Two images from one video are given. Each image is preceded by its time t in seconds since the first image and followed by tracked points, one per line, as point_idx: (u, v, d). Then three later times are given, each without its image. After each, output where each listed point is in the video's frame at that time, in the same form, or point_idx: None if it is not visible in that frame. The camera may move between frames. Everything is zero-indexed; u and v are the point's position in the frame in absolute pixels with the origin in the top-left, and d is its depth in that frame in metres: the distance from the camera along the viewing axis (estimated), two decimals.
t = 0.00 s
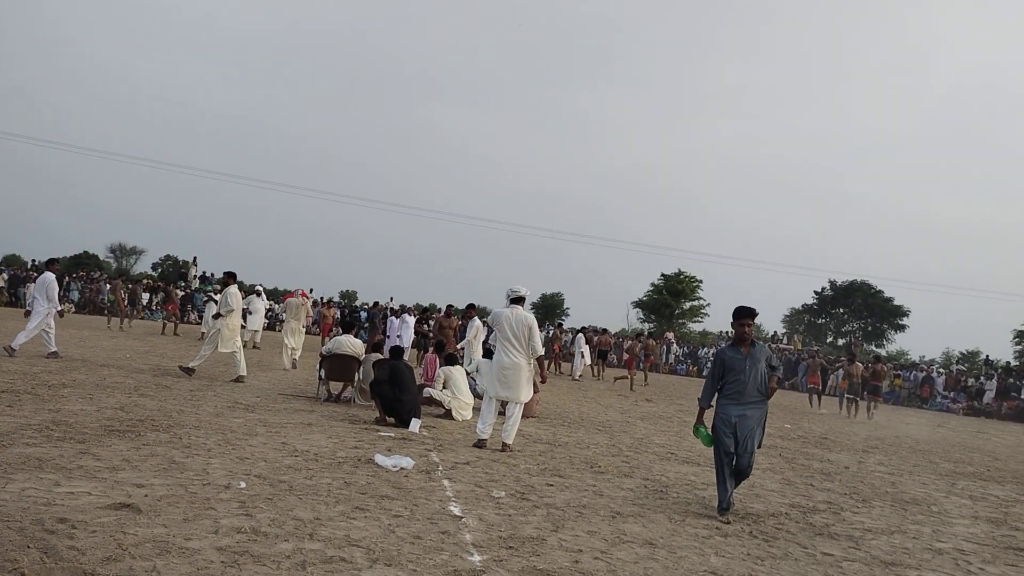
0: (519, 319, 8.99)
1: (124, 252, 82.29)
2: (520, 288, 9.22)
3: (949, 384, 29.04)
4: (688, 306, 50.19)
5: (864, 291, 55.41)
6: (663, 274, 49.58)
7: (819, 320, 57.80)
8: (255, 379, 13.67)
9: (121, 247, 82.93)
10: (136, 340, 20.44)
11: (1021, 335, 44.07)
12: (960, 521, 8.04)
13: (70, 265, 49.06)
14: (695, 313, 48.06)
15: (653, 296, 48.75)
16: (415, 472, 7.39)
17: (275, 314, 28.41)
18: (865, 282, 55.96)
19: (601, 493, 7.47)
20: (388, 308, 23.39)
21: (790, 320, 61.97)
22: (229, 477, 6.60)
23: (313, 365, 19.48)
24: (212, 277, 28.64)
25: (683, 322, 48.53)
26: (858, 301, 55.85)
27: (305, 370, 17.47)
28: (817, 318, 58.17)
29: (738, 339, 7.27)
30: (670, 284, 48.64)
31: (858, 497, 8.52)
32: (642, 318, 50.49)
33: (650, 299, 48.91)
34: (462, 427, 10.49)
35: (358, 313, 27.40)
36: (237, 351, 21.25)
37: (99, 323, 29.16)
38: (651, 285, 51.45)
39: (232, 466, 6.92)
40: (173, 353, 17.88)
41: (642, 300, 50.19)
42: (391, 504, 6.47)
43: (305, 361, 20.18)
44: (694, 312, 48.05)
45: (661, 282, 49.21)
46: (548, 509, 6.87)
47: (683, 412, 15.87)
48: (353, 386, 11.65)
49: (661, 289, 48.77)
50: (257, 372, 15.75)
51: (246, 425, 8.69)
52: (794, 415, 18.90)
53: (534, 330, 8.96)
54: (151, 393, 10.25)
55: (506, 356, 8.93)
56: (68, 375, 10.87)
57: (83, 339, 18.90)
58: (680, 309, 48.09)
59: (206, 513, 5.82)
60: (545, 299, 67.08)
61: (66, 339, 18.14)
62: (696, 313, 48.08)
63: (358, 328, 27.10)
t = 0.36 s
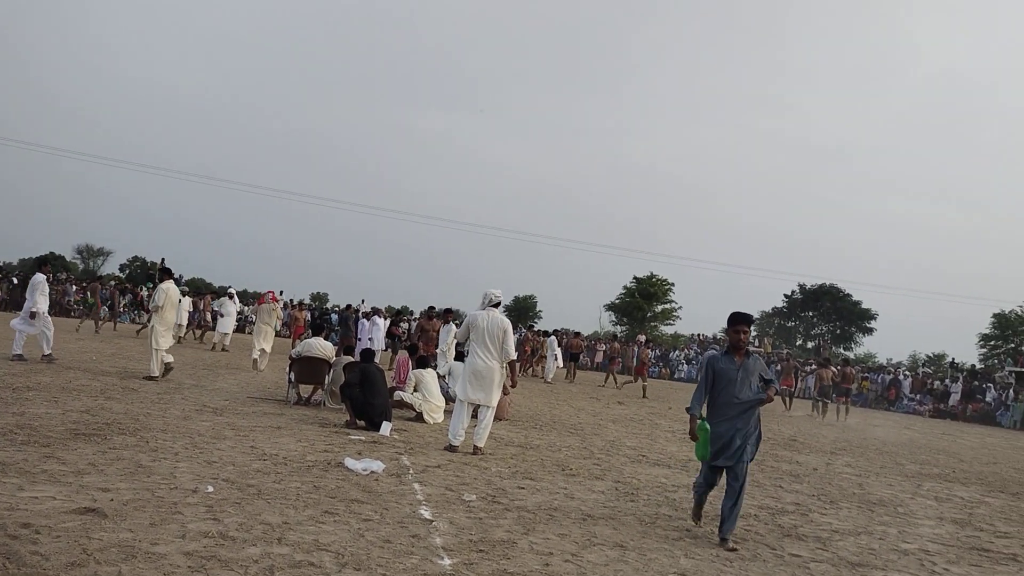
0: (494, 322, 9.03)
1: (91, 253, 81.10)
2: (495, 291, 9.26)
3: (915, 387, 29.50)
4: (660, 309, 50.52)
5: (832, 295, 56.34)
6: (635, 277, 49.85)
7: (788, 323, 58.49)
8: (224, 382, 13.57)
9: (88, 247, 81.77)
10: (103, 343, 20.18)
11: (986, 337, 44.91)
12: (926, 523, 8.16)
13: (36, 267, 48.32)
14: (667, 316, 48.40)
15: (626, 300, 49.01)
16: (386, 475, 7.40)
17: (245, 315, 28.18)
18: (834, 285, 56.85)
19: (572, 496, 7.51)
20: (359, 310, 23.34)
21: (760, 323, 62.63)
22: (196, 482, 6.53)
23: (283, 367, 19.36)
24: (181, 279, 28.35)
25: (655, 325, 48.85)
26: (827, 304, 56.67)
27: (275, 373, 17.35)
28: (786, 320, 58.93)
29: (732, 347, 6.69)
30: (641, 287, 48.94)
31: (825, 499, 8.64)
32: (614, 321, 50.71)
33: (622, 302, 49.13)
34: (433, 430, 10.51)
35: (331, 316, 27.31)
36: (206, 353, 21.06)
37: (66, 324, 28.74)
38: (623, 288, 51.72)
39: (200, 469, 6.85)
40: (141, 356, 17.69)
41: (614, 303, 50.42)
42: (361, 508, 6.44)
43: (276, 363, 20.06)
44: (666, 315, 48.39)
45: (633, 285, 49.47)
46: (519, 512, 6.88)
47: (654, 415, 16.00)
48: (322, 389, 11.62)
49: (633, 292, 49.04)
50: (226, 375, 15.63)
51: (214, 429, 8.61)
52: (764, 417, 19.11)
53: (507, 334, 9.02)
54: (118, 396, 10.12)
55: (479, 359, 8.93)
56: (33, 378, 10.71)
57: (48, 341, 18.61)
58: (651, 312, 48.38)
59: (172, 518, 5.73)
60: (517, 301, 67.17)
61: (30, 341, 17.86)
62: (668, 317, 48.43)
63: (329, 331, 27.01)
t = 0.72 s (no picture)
0: (483, 323, 9.09)
1: (76, 252, 80.55)
2: (483, 293, 9.35)
3: (900, 388, 29.72)
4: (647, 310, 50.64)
5: (818, 297, 56.76)
6: (621, 278, 49.94)
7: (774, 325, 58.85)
8: (210, 382, 13.52)
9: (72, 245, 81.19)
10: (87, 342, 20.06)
11: (969, 339, 45.32)
12: (909, 524, 8.24)
13: (20, 264, 47.97)
14: (653, 317, 48.55)
15: (612, 301, 49.10)
16: (372, 476, 7.39)
17: (231, 314, 28.07)
18: (819, 287, 57.31)
19: (558, 497, 7.54)
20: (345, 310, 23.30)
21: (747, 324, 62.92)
22: (181, 482, 6.50)
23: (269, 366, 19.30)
24: (166, 277, 28.18)
25: (641, 326, 48.99)
26: (812, 306, 57.10)
27: (261, 373, 17.30)
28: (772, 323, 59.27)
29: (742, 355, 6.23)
30: (628, 288, 49.03)
31: (810, 501, 8.70)
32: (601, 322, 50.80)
33: (609, 303, 49.23)
34: (420, 430, 10.52)
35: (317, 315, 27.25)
36: (192, 353, 20.96)
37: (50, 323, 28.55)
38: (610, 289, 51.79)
39: (185, 470, 6.82)
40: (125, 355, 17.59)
41: (601, 304, 50.50)
42: (347, 509, 6.44)
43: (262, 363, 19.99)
44: (652, 316, 48.54)
45: (620, 286, 49.56)
46: (505, 513, 6.89)
47: (640, 416, 16.06)
48: (308, 389, 11.60)
49: (620, 293, 49.15)
50: (211, 374, 15.56)
51: (199, 429, 8.58)
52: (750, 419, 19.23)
53: (497, 336, 9.10)
54: (102, 395, 10.06)
55: (468, 359, 8.95)
56: (16, 377, 10.64)
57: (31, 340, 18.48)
58: (638, 313, 48.50)
59: (157, 519, 5.70)
60: (504, 302, 67.25)
61: (13, 340, 17.72)
62: (654, 318, 48.57)
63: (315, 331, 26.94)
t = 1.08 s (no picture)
0: (480, 323, 9.12)
1: (70, 249, 80.37)
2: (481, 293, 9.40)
3: (893, 391, 29.79)
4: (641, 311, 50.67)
5: (811, 299, 56.90)
6: (616, 279, 49.97)
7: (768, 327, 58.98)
8: (203, 380, 13.51)
9: (66, 243, 80.99)
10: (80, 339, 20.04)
11: (962, 342, 45.43)
12: (902, 526, 8.27)
13: (13, 261, 47.88)
14: (647, 318, 48.59)
15: (607, 302, 49.13)
16: (365, 475, 7.40)
17: (225, 312, 28.04)
18: (813, 289, 57.45)
19: (552, 498, 7.55)
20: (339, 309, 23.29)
21: (741, 325, 63.01)
22: (175, 480, 6.50)
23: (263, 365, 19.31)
24: (160, 276, 28.13)
25: (635, 326, 49.03)
26: (805, 308, 57.23)
27: (254, 372, 17.29)
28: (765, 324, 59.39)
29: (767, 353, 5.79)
30: (622, 289, 49.06)
31: (803, 503, 8.73)
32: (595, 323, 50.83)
33: (604, 304, 49.27)
34: (413, 430, 10.53)
35: (311, 314, 27.22)
36: (185, 350, 20.96)
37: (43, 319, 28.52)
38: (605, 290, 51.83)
39: (179, 468, 6.82)
40: (118, 353, 17.56)
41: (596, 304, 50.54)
42: (341, 508, 6.43)
43: (256, 361, 19.96)
44: (646, 317, 48.58)
45: (614, 287, 49.59)
46: (499, 513, 6.90)
47: (634, 416, 16.09)
48: (302, 388, 11.59)
49: (614, 294, 49.18)
50: (205, 372, 15.56)
51: (193, 427, 8.57)
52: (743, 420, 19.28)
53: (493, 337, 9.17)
54: (95, 393, 10.04)
55: (464, 359, 8.97)
56: (9, 373, 10.63)
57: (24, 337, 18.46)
58: (632, 314, 48.53)
59: (150, 517, 5.69)
60: (499, 302, 67.29)
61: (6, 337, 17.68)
62: (648, 318, 48.62)
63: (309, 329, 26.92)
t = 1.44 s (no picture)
0: (475, 323, 9.15)
1: (64, 245, 80.18)
2: (478, 294, 9.42)
3: (886, 394, 29.93)
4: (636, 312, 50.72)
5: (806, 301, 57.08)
6: (611, 280, 50.02)
7: (762, 329, 59.15)
8: (197, 378, 13.50)
9: (59, 239, 80.79)
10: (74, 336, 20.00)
11: (956, 345, 45.57)
12: (894, 528, 8.30)
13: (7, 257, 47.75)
14: (642, 319, 48.67)
15: (601, 303, 49.18)
16: (359, 474, 7.40)
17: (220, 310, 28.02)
18: (808, 291, 57.59)
19: (544, 498, 7.56)
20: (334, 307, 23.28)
21: (735, 327, 63.14)
22: (168, 479, 6.49)
23: (258, 363, 19.29)
24: (155, 273, 28.10)
25: (630, 328, 49.10)
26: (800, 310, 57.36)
27: (249, 370, 17.27)
28: (760, 326, 59.55)
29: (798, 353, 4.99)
30: (617, 290, 49.10)
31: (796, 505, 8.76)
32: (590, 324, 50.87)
33: (598, 305, 49.33)
34: (407, 430, 10.54)
35: (306, 313, 27.24)
36: (180, 348, 20.92)
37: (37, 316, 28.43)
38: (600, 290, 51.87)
39: (171, 466, 6.81)
40: (111, 350, 17.52)
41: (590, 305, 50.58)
42: (334, 508, 6.43)
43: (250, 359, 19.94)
44: (641, 318, 48.65)
45: (609, 288, 49.63)
46: (492, 513, 6.90)
47: (628, 417, 16.13)
48: (296, 386, 11.59)
49: (609, 295, 49.23)
50: (199, 370, 15.54)
51: (187, 425, 8.56)
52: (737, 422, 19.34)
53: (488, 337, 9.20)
54: (88, 390, 10.02)
55: (460, 358, 8.98)
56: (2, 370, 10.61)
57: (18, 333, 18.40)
58: (627, 315, 48.59)
59: (142, 515, 5.69)
60: (494, 302, 67.32)
61: None
62: (643, 319, 48.70)
63: (303, 328, 26.92)
